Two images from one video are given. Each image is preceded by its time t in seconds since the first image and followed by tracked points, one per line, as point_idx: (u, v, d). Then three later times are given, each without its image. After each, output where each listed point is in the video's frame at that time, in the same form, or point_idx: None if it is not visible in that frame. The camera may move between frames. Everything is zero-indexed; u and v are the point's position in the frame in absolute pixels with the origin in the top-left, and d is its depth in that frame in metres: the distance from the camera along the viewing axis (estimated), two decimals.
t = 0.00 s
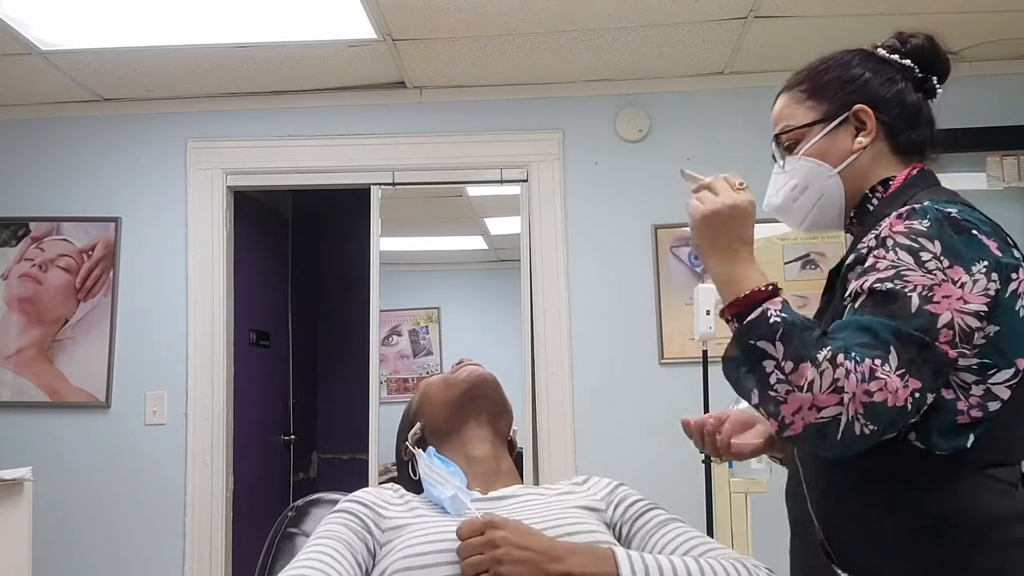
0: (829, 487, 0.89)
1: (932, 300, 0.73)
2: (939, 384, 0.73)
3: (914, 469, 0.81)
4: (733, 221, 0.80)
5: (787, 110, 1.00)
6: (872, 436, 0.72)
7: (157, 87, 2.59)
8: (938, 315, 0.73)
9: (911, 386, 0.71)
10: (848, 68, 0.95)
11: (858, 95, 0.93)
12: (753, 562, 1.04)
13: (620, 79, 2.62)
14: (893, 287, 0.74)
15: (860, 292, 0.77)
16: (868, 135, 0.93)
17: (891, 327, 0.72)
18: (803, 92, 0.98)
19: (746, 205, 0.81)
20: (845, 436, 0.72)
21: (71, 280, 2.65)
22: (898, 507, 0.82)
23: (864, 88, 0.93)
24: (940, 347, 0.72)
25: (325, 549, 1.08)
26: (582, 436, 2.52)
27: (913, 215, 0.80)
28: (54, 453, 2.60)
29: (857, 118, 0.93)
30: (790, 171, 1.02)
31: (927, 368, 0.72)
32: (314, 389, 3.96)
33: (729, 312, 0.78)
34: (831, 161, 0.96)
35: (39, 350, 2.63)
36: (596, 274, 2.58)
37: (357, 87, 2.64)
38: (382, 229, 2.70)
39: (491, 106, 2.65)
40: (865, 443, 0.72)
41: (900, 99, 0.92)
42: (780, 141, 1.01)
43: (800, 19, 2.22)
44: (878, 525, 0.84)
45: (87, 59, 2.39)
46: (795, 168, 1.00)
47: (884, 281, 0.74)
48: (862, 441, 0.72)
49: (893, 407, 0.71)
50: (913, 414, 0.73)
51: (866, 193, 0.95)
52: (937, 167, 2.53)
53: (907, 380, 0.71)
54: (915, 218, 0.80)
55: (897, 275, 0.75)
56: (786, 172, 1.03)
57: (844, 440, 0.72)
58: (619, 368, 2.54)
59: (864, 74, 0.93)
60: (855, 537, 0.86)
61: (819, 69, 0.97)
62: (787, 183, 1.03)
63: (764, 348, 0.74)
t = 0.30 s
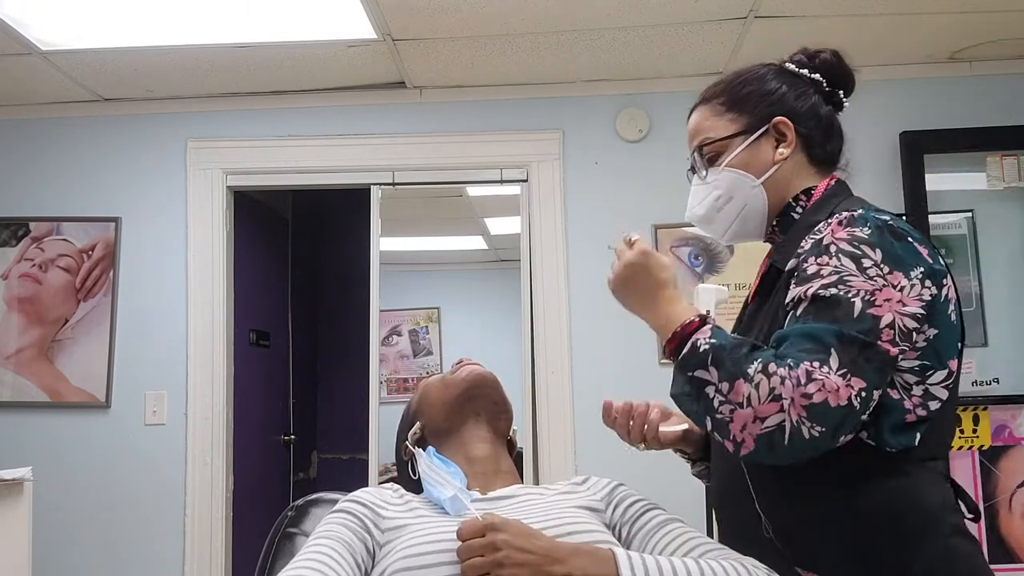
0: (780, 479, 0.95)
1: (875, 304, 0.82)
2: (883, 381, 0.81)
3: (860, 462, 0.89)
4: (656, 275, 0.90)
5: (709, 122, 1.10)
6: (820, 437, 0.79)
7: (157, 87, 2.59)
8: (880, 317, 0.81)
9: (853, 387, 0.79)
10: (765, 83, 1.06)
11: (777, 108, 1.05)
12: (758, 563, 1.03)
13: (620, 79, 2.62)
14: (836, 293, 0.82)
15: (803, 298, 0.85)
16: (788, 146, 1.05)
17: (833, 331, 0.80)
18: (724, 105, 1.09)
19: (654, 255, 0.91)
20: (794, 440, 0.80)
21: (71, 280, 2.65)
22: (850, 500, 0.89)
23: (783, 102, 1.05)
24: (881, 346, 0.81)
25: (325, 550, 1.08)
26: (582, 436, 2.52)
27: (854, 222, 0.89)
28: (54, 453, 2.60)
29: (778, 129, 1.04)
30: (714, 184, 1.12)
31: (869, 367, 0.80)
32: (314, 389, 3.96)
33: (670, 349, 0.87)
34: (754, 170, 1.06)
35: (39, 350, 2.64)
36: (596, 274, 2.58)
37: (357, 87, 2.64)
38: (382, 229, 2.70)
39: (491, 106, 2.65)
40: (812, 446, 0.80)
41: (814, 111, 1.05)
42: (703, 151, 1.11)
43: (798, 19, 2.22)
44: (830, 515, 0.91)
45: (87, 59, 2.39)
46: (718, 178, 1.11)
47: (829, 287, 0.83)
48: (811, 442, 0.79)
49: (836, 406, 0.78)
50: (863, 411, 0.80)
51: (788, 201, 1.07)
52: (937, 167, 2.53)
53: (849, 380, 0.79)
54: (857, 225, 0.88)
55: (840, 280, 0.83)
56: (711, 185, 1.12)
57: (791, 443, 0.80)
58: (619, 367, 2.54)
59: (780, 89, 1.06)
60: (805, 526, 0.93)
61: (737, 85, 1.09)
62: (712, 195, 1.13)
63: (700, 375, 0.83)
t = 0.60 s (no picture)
0: (758, 480, 1.01)
1: (864, 315, 0.87)
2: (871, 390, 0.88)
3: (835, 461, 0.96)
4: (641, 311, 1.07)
5: (688, 131, 1.13)
6: (825, 451, 0.86)
7: (157, 87, 2.59)
8: (869, 328, 0.87)
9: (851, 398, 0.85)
10: (741, 96, 1.11)
11: (754, 120, 1.10)
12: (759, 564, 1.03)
13: (620, 79, 2.62)
14: (828, 304, 0.87)
15: (796, 307, 0.90)
16: (766, 157, 1.10)
17: (832, 347, 0.85)
18: (703, 115, 1.12)
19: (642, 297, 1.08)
20: (802, 456, 0.87)
21: (71, 280, 2.65)
22: (828, 498, 0.95)
23: (760, 115, 1.10)
24: (873, 358, 0.87)
25: (325, 550, 1.08)
26: (582, 436, 2.52)
27: (840, 235, 0.94)
28: (54, 453, 2.60)
29: (756, 141, 1.09)
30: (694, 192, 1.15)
31: (863, 379, 0.86)
32: (314, 389, 3.96)
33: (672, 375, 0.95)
34: (735, 180, 1.10)
35: (39, 350, 2.64)
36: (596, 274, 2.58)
37: (357, 87, 2.64)
38: (382, 229, 2.70)
39: (491, 106, 2.65)
40: (819, 458, 0.87)
41: (786, 126, 1.11)
42: (683, 159, 1.14)
43: (798, 19, 2.22)
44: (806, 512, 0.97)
45: (87, 59, 2.39)
46: (699, 189, 1.13)
47: (821, 297, 0.88)
48: (817, 457, 0.86)
49: (839, 422, 0.85)
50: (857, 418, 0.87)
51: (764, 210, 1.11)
52: (938, 167, 2.53)
53: (848, 395, 0.85)
54: (842, 237, 0.93)
55: (832, 291, 0.88)
56: (690, 193, 1.15)
57: (799, 459, 0.87)
58: (618, 367, 2.54)
59: (755, 102, 1.10)
60: (781, 522, 0.99)
61: (714, 98, 1.12)
62: (691, 203, 1.16)
63: (704, 402, 0.91)
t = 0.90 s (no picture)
0: (753, 482, 1.00)
1: (859, 314, 0.87)
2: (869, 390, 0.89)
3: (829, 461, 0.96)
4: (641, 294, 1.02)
5: (676, 137, 1.13)
6: (824, 452, 0.86)
7: (157, 87, 2.59)
8: (866, 327, 0.87)
9: (847, 398, 0.86)
10: (727, 101, 1.11)
11: (740, 124, 1.09)
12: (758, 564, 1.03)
13: (620, 79, 2.62)
14: (824, 304, 0.87)
15: (792, 307, 0.89)
16: (753, 160, 1.09)
17: (831, 348, 0.85)
18: (690, 121, 1.12)
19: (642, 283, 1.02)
20: (803, 456, 0.87)
21: (71, 280, 2.65)
22: (823, 499, 0.95)
23: (746, 119, 1.09)
24: (870, 358, 0.87)
25: (325, 551, 1.08)
26: (582, 435, 2.52)
27: (831, 235, 0.94)
28: (54, 453, 2.60)
29: (743, 144, 1.09)
30: (684, 196, 1.15)
31: (862, 380, 0.87)
32: (314, 389, 3.96)
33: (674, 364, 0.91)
34: (723, 183, 1.10)
35: (39, 350, 2.64)
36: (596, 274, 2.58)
37: (357, 87, 2.64)
38: (382, 229, 2.70)
39: (491, 106, 2.65)
40: (818, 459, 0.87)
41: (773, 129, 1.10)
42: (672, 164, 1.14)
43: (797, 19, 2.22)
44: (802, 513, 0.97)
45: (87, 59, 2.38)
46: (688, 193, 1.13)
47: (816, 296, 0.88)
48: (815, 457, 0.87)
49: (841, 422, 0.85)
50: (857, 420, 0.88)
51: (755, 213, 1.10)
52: (938, 167, 2.53)
53: (848, 396, 0.86)
54: (834, 238, 0.94)
55: (825, 290, 0.88)
56: (681, 197, 1.15)
57: (798, 458, 0.87)
58: (618, 367, 2.54)
59: (742, 106, 1.10)
60: (777, 523, 0.99)
61: (700, 104, 1.12)
62: (682, 207, 1.16)
63: (708, 396, 0.88)
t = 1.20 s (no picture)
0: (751, 481, 1.01)
1: (853, 312, 0.87)
2: (861, 388, 0.89)
3: (827, 459, 0.96)
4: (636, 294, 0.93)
5: (672, 139, 1.14)
6: (817, 448, 0.86)
7: (157, 87, 2.59)
8: (859, 325, 0.87)
9: (841, 396, 0.86)
10: (722, 102, 1.11)
11: (735, 124, 1.09)
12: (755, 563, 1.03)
13: (620, 79, 2.62)
14: (818, 301, 0.87)
15: (786, 305, 0.89)
16: (749, 160, 1.09)
17: (824, 344, 0.85)
18: (686, 121, 1.12)
19: (637, 281, 0.93)
20: (796, 451, 0.86)
21: (71, 280, 2.65)
22: (820, 498, 0.95)
23: (741, 119, 1.09)
24: (864, 355, 0.87)
25: (326, 551, 1.07)
26: (582, 435, 2.52)
27: (826, 234, 0.94)
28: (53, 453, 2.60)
29: (739, 144, 1.09)
30: (681, 197, 1.15)
31: (854, 377, 0.87)
32: (314, 389, 3.96)
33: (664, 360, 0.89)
34: (719, 183, 1.10)
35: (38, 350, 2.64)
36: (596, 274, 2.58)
37: (356, 87, 2.64)
38: (382, 229, 2.70)
39: (491, 106, 2.65)
40: (811, 455, 0.87)
41: (769, 129, 1.10)
42: (668, 166, 1.14)
43: (797, 19, 2.22)
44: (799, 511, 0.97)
45: (87, 59, 2.38)
46: (684, 194, 1.14)
47: (810, 295, 0.88)
48: (808, 453, 0.86)
49: (833, 419, 0.85)
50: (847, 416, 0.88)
51: (752, 213, 1.10)
52: (938, 167, 2.53)
53: (842, 393, 0.86)
54: (829, 237, 0.94)
55: (820, 288, 0.88)
56: (679, 198, 1.15)
57: (791, 454, 0.86)
58: (619, 367, 2.54)
59: (736, 107, 1.10)
60: (774, 522, 0.99)
61: (695, 105, 1.12)
62: (680, 208, 1.16)
63: (701, 391, 0.86)
